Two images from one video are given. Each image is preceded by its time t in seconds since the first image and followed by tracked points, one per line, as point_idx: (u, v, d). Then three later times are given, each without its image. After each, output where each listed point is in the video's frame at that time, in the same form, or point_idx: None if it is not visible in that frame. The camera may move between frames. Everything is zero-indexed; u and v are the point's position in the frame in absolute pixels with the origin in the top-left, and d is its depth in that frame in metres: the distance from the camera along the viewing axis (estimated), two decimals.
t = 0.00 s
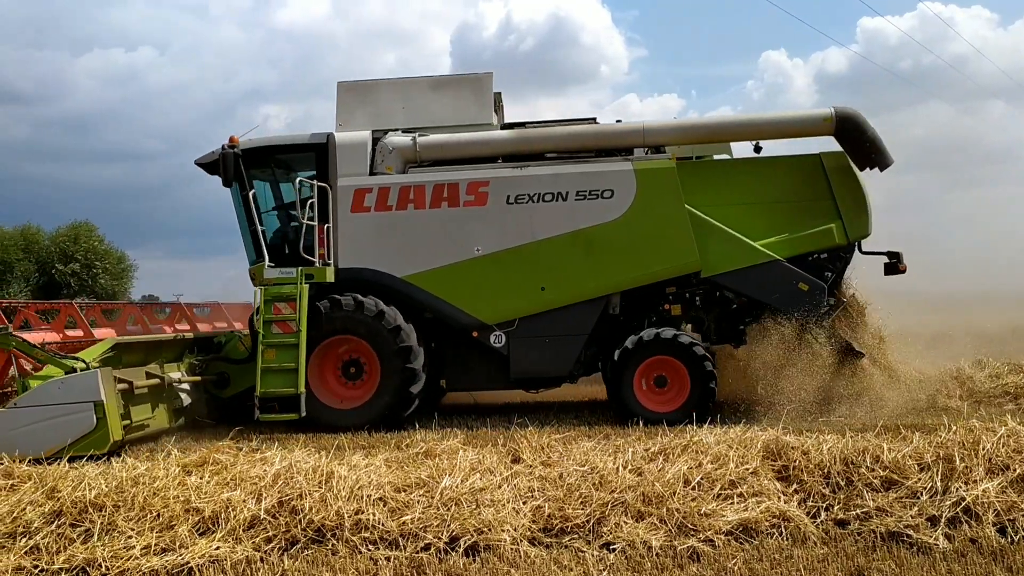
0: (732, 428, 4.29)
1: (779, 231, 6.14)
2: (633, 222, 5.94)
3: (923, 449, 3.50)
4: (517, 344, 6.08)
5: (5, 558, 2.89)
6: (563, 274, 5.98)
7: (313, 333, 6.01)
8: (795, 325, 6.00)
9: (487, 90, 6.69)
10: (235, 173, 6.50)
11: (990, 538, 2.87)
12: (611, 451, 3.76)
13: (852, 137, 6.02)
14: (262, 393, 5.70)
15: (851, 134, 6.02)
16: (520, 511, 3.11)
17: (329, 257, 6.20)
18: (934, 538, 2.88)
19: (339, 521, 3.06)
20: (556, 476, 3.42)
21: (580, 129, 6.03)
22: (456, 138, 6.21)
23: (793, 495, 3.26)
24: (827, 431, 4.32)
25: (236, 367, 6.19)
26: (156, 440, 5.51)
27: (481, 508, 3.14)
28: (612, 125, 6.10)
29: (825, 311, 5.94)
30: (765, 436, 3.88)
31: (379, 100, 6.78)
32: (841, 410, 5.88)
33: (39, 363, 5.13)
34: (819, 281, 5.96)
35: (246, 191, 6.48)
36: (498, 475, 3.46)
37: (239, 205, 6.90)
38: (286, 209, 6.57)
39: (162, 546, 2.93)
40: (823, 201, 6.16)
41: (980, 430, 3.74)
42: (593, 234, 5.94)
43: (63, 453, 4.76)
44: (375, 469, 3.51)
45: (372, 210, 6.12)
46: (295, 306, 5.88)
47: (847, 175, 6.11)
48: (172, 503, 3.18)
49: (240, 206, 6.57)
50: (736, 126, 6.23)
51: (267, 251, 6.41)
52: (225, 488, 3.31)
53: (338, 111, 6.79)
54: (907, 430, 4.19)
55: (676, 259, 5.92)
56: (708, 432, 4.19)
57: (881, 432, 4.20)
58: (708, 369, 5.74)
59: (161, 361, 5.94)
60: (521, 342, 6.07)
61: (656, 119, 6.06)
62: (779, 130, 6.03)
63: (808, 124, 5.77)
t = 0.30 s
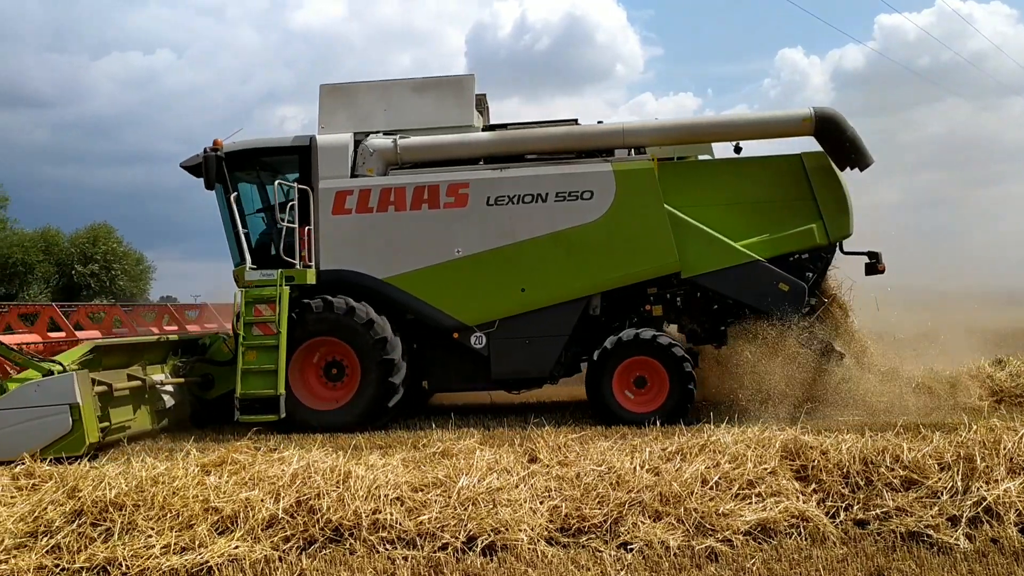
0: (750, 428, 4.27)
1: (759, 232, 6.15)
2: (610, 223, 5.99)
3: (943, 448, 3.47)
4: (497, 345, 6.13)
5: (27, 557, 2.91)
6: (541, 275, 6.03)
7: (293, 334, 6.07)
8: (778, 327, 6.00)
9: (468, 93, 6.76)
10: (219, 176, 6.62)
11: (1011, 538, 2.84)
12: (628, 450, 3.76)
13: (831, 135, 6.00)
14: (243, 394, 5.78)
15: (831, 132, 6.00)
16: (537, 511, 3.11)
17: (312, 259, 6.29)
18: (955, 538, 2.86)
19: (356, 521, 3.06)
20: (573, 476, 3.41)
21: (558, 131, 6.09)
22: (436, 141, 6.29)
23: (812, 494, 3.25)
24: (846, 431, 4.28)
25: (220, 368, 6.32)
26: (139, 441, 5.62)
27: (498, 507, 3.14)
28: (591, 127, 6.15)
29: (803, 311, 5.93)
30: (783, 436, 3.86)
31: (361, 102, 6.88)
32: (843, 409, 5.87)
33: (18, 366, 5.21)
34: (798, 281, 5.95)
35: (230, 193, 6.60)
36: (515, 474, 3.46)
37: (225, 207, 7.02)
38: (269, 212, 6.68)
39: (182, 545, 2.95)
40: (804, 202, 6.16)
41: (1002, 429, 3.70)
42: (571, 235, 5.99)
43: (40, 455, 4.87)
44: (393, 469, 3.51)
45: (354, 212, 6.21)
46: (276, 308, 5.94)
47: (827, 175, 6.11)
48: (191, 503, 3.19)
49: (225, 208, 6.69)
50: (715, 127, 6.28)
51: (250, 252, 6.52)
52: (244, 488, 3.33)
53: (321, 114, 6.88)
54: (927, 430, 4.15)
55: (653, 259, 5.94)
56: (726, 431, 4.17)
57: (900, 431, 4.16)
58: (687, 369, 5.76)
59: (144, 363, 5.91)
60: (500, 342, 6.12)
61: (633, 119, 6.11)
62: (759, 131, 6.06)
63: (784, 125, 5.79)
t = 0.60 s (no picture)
0: (770, 428, 4.24)
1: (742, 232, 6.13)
2: (590, 224, 6.01)
3: (966, 447, 3.44)
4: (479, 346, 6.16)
5: (52, 557, 2.94)
6: (522, 277, 6.04)
7: (276, 336, 6.14)
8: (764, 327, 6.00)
9: (450, 95, 6.80)
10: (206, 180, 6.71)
11: None
12: (647, 450, 3.75)
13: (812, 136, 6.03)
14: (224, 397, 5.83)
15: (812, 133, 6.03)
16: (556, 511, 3.11)
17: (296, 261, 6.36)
18: (978, 538, 2.83)
19: (376, 520, 3.07)
20: (592, 476, 3.40)
21: (540, 133, 6.12)
22: (419, 144, 6.35)
23: (833, 495, 3.22)
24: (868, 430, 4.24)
25: (206, 371, 6.38)
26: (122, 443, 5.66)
27: (516, 507, 3.14)
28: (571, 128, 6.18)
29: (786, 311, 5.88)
30: (804, 435, 3.83)
31: (344, 105, 6.93)
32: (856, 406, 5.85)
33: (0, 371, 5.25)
34: (780, 282, 5.92)
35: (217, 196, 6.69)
36: (533, 474, 3.46)
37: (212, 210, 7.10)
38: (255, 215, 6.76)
39: (203, 545, 2.96)
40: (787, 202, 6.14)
41: None
42: (553, 236, 6.01)
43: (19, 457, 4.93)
44: (412, 469, 3.52)
45: (337, 215, 6.27)
46: (258, 311, 6.01)
47: (810, 174, 6.08)
48: (212, 503, 3.21)
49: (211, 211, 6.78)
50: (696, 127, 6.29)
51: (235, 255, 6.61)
52: (264, 488, 3.35)
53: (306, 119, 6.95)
54: (949, 429, 4.11)
55: (634, 260, 5.95)
56: (745, 431, 4.14)
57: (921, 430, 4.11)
58: (667, 370, 5.75)
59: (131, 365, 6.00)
60: (482, 344, 6.14)
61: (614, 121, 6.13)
62: (740, 130, 6.07)
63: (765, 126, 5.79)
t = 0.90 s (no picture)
0: (796, 428, 4.20)
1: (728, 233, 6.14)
2: (577, 226, 6.03)
3: (995, 447, 3.40)
4: (467, 348, 6.21)
5: (82, 555, 2.98)
6: (509, 278, 6.08)
7: (265, 338, 6.19)
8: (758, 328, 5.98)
9: (439, 98, 6.82)
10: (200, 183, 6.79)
11: None
12: (671, 450, 3.74)
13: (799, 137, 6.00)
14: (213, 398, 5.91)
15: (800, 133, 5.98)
16: (580, 511, 3.10)
17: (287, 264, 6.43)
18: (1008, 539, 2.80)
19: (401, 520, 3.08)
20: (615, 476, 3.40)
21: (527, 135, 6.14)
22: (407, 147, 6.39)
23: (860, 495, 3.20)
24: (896, 430, 4.20)
25: (199, 373, 6.55)
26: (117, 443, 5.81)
27: (540, 507, 3.15)
28: (558, 130, 6.19)
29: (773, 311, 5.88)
30: (829, 435, 3.79)
31: (333, 109, 6.96)
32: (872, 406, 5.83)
33: None
34: (767, 282, 5.91)
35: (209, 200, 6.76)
36: (557, 474, 3.46)
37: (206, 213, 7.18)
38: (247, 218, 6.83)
39: (231, 544, 2.99)
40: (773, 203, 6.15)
41: None
42: (539, 238, 6.04)
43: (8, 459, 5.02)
44: (435, 469, 3.53)
45: (326, 218, 6.31)
46: (247, 312, 6.06)
47: (795, 175, 6.10)
48: (238, 503, 3.24)
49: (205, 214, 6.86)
50: (683, 128, 6.28)
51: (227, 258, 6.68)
52: (290, 488, 3.37)
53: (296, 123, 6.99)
54: (978, 429, 4.06)
55: (619, 261, 5.97)
56: (770, 430, 4.11)
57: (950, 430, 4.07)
58: (654, 372, 5.77)
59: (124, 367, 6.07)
60: (470, 345, 6.20)
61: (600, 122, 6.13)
62: (727, 131, 6.06)
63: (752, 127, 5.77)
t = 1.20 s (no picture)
0: (835, 429, 4.15)
1: (727, 234, 6.11)
2: (573, 228, 6.04)
3: None
4: (466, 350, 6.24)
5: (125, 554, 3.03)
6: (507, 281, 6.11)
7: (267, 342, 6.28)
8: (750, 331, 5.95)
9: (438, 103, 6.87)
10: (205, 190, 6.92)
11: None
12: (706, 451, 3.72)
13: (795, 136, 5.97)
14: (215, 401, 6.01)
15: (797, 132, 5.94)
16: (615, 512, 3.10)
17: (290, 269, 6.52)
18: None
19: (436, 521, 3.10)
20: (650, 478, 3.39)
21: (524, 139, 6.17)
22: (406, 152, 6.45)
23: (900, 497, 3.16)
24: (935, 431, 4.13)
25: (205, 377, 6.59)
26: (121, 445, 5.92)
27: (575, 508, 3.14)
28: (555, 133, 6.21)
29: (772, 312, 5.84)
30: (868, 436, 3.74)
31: (335, 116, 7.04)
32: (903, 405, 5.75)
33: None
34: (765, 283, 5.87)
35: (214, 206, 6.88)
36: (592, 475, 3.46)
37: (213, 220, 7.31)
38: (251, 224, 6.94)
39: (269, 544, 3.02)
40: (771, 204, 6.12)
41: None
42: (536, 241, 6.07)
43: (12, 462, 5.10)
44: (470, 470, 3.55)
45: (326, 223, 6.39)
46: (249, 316, 6.17)
47: (793, 176, 6.07)
48: (276, 503, 3.28)
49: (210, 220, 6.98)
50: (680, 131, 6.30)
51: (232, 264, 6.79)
52: (326, 488, 3.40)
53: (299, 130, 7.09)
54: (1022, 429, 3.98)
55: (616, 264, 5.97)
56: (807, 431, 4.07)
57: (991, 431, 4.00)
58: (651, 375, 5.77)
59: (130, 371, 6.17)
60: (469, 348, 6.23)
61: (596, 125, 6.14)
62: (725, 133, 6.05)
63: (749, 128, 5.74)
